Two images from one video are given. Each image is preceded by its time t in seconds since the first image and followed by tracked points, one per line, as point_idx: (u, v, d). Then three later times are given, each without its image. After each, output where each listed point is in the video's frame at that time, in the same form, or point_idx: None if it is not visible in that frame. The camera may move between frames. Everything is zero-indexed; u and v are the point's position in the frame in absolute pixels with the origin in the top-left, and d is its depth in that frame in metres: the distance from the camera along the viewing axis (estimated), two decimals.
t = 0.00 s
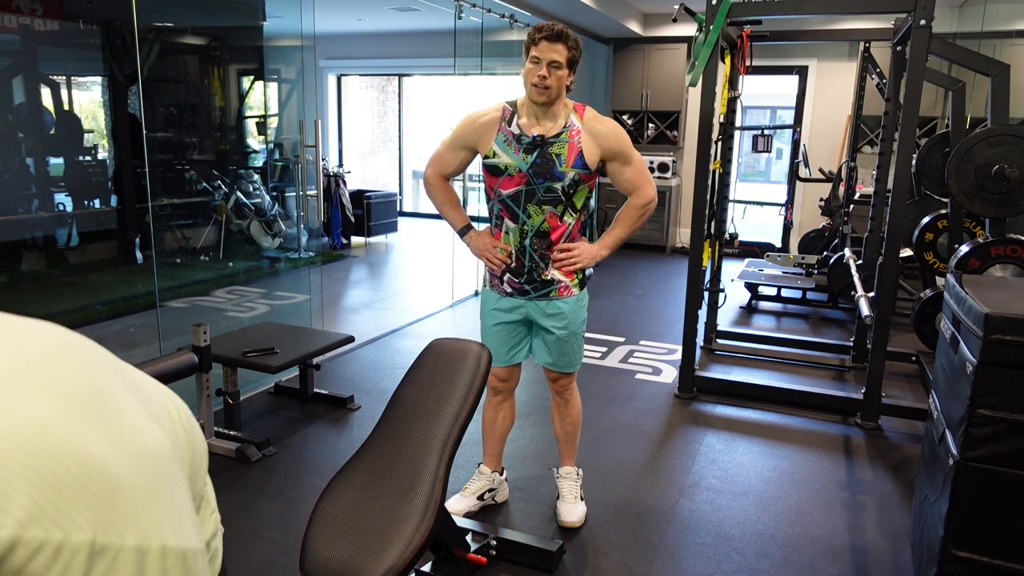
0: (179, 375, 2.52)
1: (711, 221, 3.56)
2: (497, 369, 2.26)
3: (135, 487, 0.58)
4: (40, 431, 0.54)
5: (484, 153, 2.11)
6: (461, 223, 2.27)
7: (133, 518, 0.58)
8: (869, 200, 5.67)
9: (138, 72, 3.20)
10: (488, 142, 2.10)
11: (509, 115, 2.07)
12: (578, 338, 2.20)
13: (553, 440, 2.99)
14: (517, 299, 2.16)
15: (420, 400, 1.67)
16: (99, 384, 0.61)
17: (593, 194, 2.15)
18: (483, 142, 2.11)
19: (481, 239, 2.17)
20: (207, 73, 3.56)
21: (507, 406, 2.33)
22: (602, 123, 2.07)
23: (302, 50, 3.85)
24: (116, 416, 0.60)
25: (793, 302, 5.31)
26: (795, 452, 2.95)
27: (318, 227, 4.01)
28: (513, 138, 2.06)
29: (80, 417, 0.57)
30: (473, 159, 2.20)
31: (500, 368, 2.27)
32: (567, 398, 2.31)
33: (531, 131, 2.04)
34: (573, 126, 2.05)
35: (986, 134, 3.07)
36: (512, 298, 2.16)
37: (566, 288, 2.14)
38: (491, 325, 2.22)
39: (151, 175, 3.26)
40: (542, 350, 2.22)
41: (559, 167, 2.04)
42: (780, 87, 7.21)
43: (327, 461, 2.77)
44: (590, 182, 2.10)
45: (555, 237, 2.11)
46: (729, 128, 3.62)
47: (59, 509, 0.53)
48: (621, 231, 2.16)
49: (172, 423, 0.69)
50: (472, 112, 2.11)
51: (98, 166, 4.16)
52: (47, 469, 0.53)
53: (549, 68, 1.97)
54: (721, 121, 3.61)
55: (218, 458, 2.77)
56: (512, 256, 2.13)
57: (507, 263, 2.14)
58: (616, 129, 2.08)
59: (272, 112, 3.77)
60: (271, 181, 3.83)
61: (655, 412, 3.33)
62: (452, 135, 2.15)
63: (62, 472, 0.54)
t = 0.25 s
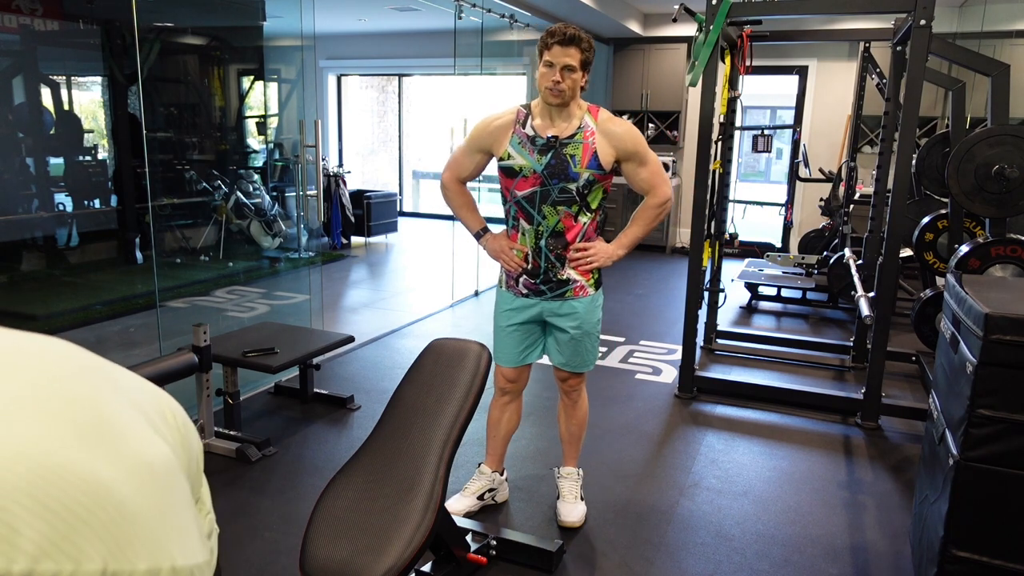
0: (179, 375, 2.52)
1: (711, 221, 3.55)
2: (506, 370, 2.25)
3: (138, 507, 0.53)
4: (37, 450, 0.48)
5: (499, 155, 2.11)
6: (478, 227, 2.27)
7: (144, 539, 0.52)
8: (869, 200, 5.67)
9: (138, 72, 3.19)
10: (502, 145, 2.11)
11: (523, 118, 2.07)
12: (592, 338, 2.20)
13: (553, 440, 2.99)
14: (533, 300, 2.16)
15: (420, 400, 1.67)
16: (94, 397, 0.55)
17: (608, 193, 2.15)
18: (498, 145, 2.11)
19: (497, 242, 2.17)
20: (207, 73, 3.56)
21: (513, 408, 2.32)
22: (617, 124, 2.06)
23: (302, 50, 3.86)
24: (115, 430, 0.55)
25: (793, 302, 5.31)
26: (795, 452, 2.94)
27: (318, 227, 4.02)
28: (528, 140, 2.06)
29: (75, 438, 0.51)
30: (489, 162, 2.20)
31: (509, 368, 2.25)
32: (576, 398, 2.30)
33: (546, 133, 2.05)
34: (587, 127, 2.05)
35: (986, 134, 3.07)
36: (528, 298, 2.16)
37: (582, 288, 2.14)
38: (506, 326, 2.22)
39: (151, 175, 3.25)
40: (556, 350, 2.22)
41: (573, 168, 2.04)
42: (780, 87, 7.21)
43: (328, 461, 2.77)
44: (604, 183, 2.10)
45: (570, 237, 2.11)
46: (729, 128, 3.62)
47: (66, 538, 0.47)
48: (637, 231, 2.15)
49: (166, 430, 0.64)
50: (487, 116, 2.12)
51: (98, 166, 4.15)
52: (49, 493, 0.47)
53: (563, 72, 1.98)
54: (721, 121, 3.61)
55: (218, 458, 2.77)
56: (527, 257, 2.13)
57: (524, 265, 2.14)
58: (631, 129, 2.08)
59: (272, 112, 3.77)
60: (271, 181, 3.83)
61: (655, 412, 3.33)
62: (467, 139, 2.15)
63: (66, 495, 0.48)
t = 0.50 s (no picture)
0: (179, 376, 2.52)
1: (711, 221, 3.55)
2: (513, 369, 2.25)
3: (120, 504, 0.58)
4: (29, 453, 0.54)
5: (512, 156, 2.11)
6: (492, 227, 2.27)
7: (123, 536, 0.58)
8: (868, 200, 5.67)
9: (138, 72, 3.19)
10: (515, 146, 2.11)
11: (535, 119, 2.07)
12: (601, 338, 2.19)
13: (553, 441, 2.99)
14: (543, 301, 2.16)
15: (420, 400, 1.67)
16: (81, 403, 0.61)
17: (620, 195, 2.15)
18: (512, 146, 2.11)
19: (510, 242, 2.17)
20: (207, 74, 3.55)
21: (518, 407, 2.32)
22: (630, 126, 2.06)
23: (303, 50, 3.86)
24: (100, 433, 0.60)
25: (793, 302, 5.31)
26: (794, 452, 2.94)
27: (318, 227, 4.02)
28: (540, 141, 2.06)
29: (66, 439, 0.57)
30: (503, 164, 2.20)
31: (516, 368, 2.25)
32: (583, 398, 2.30)
33: (558, 135, 2.05)
34: (599, 128, 2.05)
35: (986, 134, 3.07)
36: (539, 299, 2.16)
37: (593, 289, 2.14)
38: (516, 325, 2.22)
39: (150, 175, 3.25)
40: (566, 350, 2.21)
41: (585, 169, 2.04)
42: (780, 87, 7.21)
43: (328, 461, 2.77)
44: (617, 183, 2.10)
45: (583, 238, 2.11)
46: (729, 128, 3.62)
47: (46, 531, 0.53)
48: (650, 232, 2.15)
49: (153, 432, 0.69)
50: (501, 117, 2.12)
51: (98, 166, 4.15)
52: (36, 490, 0.53)
53: (575, 75, 1.98)
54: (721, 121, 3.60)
55: (218, 458, 2.76)
56: (539, 258, 2.13)
57: (536, 266, 2.14)
58: (644, 131, 2.08)
59: (272, 112, 3.77)
60: (271, 181, 3.83)
61: (655, 412, 3.33)
62: (482, 141, 2.15)
63: (51, 494, 0.54)
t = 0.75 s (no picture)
0: (179, 376, 2.53)
1: (711, 221, 3.55)
2: (516, 369, 2.25)
3: (111, 494, 0.60)
4: (23, 454, 0.56)
5: (517, 156, 2.11)
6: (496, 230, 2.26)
7: (122, 531, 0.60)
8: (868, 200, 5.67)
9: (138, 72, 3.19)
10: (521, 147, 2.11)
11: (540, 120, 2.08)
12: (605, 339, 2.19)
13: (552, 440, 2.99)
14: (546, 302, 2.16)
15: (420, 401, 1.67)
16: (65, 407, 0.62)
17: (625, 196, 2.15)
18: (519, 147, 2.11)
19: (515, 244, 2.16)
20: (207, 73, 3.56)
21: (520, 407, 2.32)
22: (634, 128, 2.07)
23: (302, 51, 3.86)
24: (88, 432, 0.62)
25: (793, 302, 5.31)
26: (795, 452, 2.95)
27: (318, 227, 4.02)
28: (544, 142, 2.06)
29: (52, 435, 0.59)
30: (508, 166, 2.19)
31: (519, 368, 2.26)
32: (586, 398, 2.30)
33: (564, 136, 2.05)
34: (604, 129, 2.05)
35: (986, 134, 3.07)
36: (543, 299, 2.16)
37: (597, 290, 2.13)
38: (519, 326, 2.22)
39: (150, 176, 3.25)
40: (570, 350, 2.21)
41: (590, 170, 2.05)
42: (780, 87, 7.21)
43: (328, 461, 2.77)
44: (622, 184, 2.10)
45: (588, 238, 2.11)
46: (729, 128, 3.62)
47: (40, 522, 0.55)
48: (654, 233, 2.15)
49: (132, 430, 0.71)
50: (507, 118, 2.12)
51: (98, 166, 4.15)
52: (28, 483, 0.55)
53: (582, 74, 1.98)
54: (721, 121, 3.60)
55: (218, 458, 2.77)
56: (543, 259, 2.13)
57: (540, 267, 2.14)
58: (649, 132, 2.09)
59: (272, 112, 3.77)
60: (271, 181, 3.83)
61: (655, 412, 3.33)
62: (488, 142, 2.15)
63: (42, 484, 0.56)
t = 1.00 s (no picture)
0: (179, 376, 2.54)
1: (711, 221, 3.55)
2: (513, 371, 2.25)
3: (130, 466, 0.47)
4: None
5: (515, 156, 2.11)
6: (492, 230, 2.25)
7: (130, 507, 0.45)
8: (868, 200, 5.67)
9: (138, 72, 3.19)
10: (518, 146, 2.10)
11: (539, 119, 2.07)
12: (601, 340, 2.19)
13: (553, 440, 2.99)
14: (543, 302, 2.16)
15: (420, 401, 1.67)
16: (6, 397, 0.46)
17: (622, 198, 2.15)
18: (516, 146, 2.10)
19: (512, 244, 2.16)
20: (207, 73, 3.56)
21: (517, 408, 2.32)
22: (634, 130, 2.07)
23: (302, 51, 3.86)
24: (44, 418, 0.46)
25: (793, 302, 5.31)
26: (795, 452, 2.94)
27: (318, 227, 4.02)
28: (544, 141, 2.05)
29: (28, 410, 0.45)
30: (504, 165, 2.19)
31: (516, 369, 2.26)
32: (583, 399, 2.30)
33: (564, 136, 2.05)
34: (604, 130, 2.06)
35: (986, 134, 3.07)
36: (539, 300, 2.16)
37: (594, 290, 2.14)
38: (516, 327, 2.22)
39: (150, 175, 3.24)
40: (567, 351, 2.21)
41: (589, 171, 2.05)
42: (780, 87, 7.21)
43: (328, 461, 2.77)
44: (620, 185, 2.10)
45: (586, 239, 2.11)
46: (729, 128, 3.62)
47: (58, 506, 0.42)
48: (650, 234, 2.15)
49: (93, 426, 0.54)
50: (505, 117, 2.11)
51: (98, 166, 4.15)
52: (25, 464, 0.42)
53: (583, 73, 1.99)
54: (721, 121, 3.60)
55: (218, 458, 2.77)
56: (540, 259, 2.13)
57: (536, 266, 2.14)
58: (647, 135, 2.09)
59: (272, 112, 3.77)
60: (271, 181, 3.83)
61: (655, 412, 3.33)
62: (485, 140, 2.14)
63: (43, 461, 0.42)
